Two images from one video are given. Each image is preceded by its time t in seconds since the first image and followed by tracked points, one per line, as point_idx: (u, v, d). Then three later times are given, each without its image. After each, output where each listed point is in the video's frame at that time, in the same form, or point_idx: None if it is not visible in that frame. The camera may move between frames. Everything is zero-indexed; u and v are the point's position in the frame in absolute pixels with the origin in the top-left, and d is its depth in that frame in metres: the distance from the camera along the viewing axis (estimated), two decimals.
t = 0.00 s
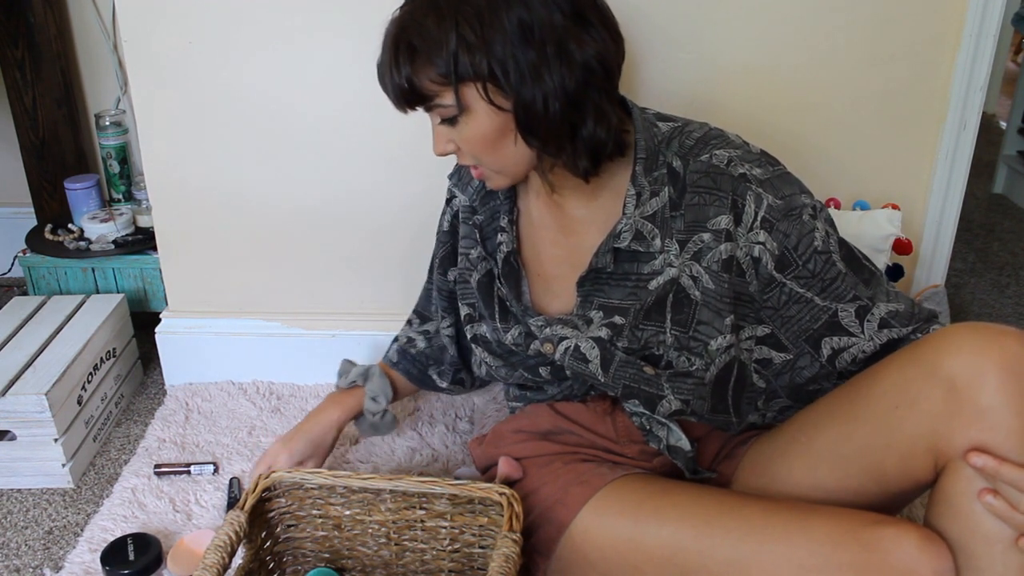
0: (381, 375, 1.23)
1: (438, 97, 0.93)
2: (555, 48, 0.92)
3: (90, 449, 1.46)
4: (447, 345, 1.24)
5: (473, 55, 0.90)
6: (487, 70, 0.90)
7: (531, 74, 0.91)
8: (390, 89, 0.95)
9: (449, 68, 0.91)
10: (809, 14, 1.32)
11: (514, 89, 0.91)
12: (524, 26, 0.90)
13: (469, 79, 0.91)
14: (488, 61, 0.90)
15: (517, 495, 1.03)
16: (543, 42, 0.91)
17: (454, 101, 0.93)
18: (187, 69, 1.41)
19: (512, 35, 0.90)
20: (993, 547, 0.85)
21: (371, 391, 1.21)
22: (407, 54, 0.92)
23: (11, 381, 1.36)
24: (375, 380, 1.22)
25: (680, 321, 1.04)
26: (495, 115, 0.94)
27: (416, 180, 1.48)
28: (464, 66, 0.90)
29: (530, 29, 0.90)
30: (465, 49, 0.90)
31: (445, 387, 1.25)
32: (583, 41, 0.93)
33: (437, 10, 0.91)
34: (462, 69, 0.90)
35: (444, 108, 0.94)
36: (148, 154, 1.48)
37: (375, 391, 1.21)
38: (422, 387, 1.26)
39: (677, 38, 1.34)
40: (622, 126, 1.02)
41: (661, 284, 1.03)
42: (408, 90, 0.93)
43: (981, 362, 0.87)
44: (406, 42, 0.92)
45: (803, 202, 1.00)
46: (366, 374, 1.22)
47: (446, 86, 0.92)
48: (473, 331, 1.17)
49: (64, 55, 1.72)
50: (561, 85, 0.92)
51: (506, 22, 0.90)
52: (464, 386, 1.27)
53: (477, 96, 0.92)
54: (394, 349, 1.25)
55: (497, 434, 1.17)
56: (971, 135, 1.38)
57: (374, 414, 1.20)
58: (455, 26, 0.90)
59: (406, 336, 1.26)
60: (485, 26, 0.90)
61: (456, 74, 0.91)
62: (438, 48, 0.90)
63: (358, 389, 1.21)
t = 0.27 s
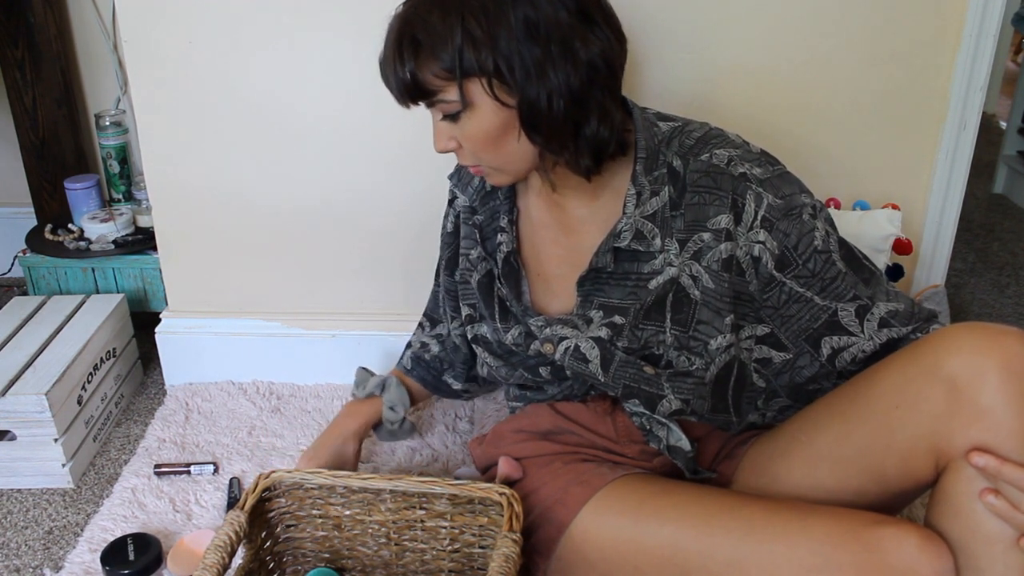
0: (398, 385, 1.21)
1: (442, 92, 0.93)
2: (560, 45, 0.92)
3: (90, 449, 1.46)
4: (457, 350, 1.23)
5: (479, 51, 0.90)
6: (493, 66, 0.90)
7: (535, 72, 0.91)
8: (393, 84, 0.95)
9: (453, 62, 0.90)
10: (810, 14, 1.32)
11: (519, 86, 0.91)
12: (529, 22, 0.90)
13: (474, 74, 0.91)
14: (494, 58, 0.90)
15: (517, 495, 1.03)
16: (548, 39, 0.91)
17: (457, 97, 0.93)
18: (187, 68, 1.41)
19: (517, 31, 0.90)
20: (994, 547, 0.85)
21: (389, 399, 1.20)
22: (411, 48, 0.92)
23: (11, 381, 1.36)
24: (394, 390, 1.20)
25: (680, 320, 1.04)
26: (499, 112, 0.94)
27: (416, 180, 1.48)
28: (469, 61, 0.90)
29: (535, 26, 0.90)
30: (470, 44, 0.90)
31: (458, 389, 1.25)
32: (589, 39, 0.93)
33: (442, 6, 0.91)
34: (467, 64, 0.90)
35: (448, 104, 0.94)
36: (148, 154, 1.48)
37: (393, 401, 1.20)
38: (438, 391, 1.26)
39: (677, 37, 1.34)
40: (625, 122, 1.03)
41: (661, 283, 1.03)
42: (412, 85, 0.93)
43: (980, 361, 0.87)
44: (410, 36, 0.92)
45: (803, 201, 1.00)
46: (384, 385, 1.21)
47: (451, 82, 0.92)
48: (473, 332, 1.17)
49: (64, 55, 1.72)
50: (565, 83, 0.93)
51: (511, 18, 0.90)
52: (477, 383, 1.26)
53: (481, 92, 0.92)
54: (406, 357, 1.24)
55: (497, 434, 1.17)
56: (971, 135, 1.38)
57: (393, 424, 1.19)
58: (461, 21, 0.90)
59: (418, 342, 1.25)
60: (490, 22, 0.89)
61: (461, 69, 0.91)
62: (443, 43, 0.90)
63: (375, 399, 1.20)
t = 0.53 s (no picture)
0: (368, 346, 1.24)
1: (443, 93, 0.93)
2: (561, 45, 0.91)
3: (90, 449, 1.46)
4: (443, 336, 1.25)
5: (479, 51, 0.90)
6: (494, 66, 0.90)
7: (537, 72, 0.91)
8: (393, 85, 0.95)
9: (455, 63, 0.90)
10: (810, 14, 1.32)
11: (521, 86, 0.91)
12: (531, 22, 0.90)
13: (476, 74, 0.91)
14: (495, 58, 0.90)
15: (517, 495, 1.03)
16: (549, 39, 0.91)
17: (459, 97, 0.93)
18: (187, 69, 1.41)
19: (519, 31, 0.90)
20: (994, 547, 0.85)
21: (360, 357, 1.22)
22: (412, 49, 0.92)
23: (11, 381, 1.36)
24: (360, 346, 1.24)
25: (680, 320, 1.04)
26: (501, 112, 0.94)
27: (416, 180, 1.48)
28: (471, 61, 0.90)
29: (536, 26, 0.90)
30: (471, 44, 0.89)
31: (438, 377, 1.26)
32: (589, 39, 0.93)
33: (442, 6, 0.91)
34: (468, 64, 0.90)
35: (448, 104, 0.94)
36: (148, 154, 1.48)
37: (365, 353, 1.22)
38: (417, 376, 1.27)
39: (677, 37, 1.34)
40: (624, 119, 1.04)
41: (661, 283, 1.03)
42: (413, 86, 0.93)
43: (979, 361, 0.87)
44: (410, 36, 0.92)
45: (802, 201, 1.01)
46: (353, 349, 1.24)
47: (452, 82, 0.92)
48: (473, 331, 1.17)
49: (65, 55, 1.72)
50: (566, 83, 0.93)
51: (513, 19, 0.90)
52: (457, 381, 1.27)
53: (483, 93, 0.92)
54: (396, 333, 1.25)
55: (497, 434, 1.17)
56: (971, 135, 1.38)
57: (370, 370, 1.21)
58: (462, 22, 0.90)
59: (408, 325, 1.28)
60: (492, 22, 0.89)
61: (462, 69, 0.91)
62: (444, 44, 0.90)
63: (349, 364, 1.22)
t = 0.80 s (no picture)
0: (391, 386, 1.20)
1: (446, 92, 0.93)
2: (565, 44, 0.92)
3: (90, 449, 1.46)
4: (448, 350, 1.23)
5: (483, 50, 0.89)
6: (498, 64, 0.90)
7: (541, 71, 0.91)
8: (396, 84, 0.94)
9: (459, 62, 0.90)
10: (811, 14, 1.32)
11: (525, 86, 0.91)
12: (535, 22, 0.90)
13: (480, 73, 0.91)
14: (499, 56, 0.90)
15: (517, 495, 1.03)
16: (553, 38, 0.91)
17: (463, 96, 0.92)
18: (188, 68, 1.41)
19: (522, 31, 0.90)
20: (996, 546, 0.85)
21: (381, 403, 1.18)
22: (415, 48, 0.91)
23: (11, 381, 1.36)
24: (385, 389, 1.19)
25: (681, 321, 1.04)
26: (504, 111, 0.93)
27: (417, 180, 1.48)
28: (475, 60, 0.90)
29: (540, 26, 0.91)
30: (475, 43, 0.89)
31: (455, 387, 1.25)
32: (593, 39, 0.94)
33: (446, 5, 0.91)
34: (472, 62, 0.90)
35: (451, 103, 0.93)
36: (148, 154, 1.48)
37: (386, 400, 1.19)
38: (427, 390, 1.26)
39: (678, 37, 1.34)
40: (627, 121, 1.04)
41: (662, 284, 1.03)
42: (416, 85, 0.93)
43: (981, 361, 0.87)
44: (414, 35, 0.91)
45: (804, 201, 1.01)
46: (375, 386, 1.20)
47: (455, 80, 0.92)
48: (474, 334, 1.18)
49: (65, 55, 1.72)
50: (570, 82, 0.93)
51: (517, 18, 0.90)
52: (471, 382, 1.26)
53: (487, 92, 0.92)
54: (397, 358, 1.24)
55: (497, 434, 1.17)
56: (971, 135, 1.38)
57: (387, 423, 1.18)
58: (465, 20, 0.89)
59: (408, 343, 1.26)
60: (494, 21, 0.89)
61: (466, 67, 0.90)
62: (448, 42, 0.90)
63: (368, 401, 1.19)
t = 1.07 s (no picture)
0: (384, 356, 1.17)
1: (447, 91, 0.92)
2: (566, 43, 0.92)
3: (90, 449, 1.46)
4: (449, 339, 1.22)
5: (484, 49, 0.89)
6: (499, 64, 0.90)
7: (542, 70, 0.91)
8: (396, 83, 0.94)
9: (460, 61, 0.90)
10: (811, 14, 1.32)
11: (526, 85, 0.91)
12: (536, 21, 0.90)
13: (481, 72, 0.90)
14: (501, 56, 0.90)
15: (517, 495, 1.03)
16: (554, 37, 0.91)
17: (463, 96, 0.92)
18: (188, 68, 1.41)
19: (524, 30, 0.90)
20: (996, 546, 0.85)
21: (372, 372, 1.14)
22: (416, 46, 0.91)
23: (11, 381, 1.36)
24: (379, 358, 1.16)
25: (680, 321, 1.04)
26: (505, 110, 0.93)
27: (417, 180, 1.48)
28: (476, 59, 0.90)
29: (541, 25, 0.91)
30: (477, 42, 0.89)
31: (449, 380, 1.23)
32: (593, 39, 0.94)
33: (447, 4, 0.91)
34: (473, 61, 0.90)
35: (451, 103, 0.93)
36: (148, 154, 1.48)
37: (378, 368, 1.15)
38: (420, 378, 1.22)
39: (678, 37, 1.34)
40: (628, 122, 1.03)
41: (661, 284, 1.03)
42: (417, 84, 0.92)
43: (980, 361, 0.87)
44: (414, 33, 0.91)
45: (804, 201, 1.01)
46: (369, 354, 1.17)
47: (456, 79, 0.91)
48: (473, 334, 1.17)
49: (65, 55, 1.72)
50: (571, 82, 0.93)
51: (519, 17, 0.90)
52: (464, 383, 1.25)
53: (488, 91, 0.92)
54: (399, 336, 1.21)
55: (497, 434, 1.17)
56: (971, 134, 1.38)
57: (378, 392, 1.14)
58: (467, 19, 0.89)
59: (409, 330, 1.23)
60: (494, 20, 0.89)
61: (468, 66, 0.90)
62: (449, 41, 0.90)
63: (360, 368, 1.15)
